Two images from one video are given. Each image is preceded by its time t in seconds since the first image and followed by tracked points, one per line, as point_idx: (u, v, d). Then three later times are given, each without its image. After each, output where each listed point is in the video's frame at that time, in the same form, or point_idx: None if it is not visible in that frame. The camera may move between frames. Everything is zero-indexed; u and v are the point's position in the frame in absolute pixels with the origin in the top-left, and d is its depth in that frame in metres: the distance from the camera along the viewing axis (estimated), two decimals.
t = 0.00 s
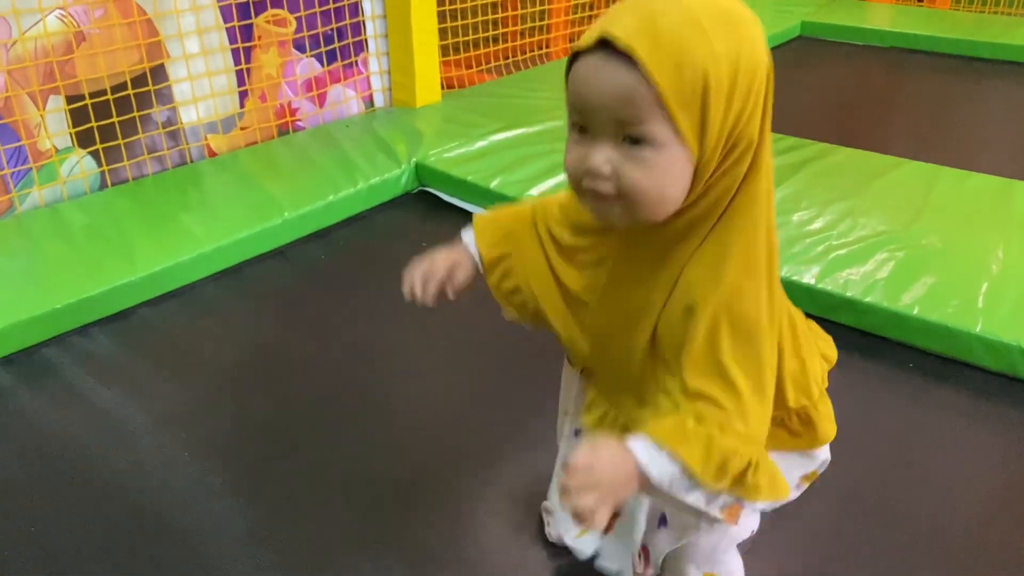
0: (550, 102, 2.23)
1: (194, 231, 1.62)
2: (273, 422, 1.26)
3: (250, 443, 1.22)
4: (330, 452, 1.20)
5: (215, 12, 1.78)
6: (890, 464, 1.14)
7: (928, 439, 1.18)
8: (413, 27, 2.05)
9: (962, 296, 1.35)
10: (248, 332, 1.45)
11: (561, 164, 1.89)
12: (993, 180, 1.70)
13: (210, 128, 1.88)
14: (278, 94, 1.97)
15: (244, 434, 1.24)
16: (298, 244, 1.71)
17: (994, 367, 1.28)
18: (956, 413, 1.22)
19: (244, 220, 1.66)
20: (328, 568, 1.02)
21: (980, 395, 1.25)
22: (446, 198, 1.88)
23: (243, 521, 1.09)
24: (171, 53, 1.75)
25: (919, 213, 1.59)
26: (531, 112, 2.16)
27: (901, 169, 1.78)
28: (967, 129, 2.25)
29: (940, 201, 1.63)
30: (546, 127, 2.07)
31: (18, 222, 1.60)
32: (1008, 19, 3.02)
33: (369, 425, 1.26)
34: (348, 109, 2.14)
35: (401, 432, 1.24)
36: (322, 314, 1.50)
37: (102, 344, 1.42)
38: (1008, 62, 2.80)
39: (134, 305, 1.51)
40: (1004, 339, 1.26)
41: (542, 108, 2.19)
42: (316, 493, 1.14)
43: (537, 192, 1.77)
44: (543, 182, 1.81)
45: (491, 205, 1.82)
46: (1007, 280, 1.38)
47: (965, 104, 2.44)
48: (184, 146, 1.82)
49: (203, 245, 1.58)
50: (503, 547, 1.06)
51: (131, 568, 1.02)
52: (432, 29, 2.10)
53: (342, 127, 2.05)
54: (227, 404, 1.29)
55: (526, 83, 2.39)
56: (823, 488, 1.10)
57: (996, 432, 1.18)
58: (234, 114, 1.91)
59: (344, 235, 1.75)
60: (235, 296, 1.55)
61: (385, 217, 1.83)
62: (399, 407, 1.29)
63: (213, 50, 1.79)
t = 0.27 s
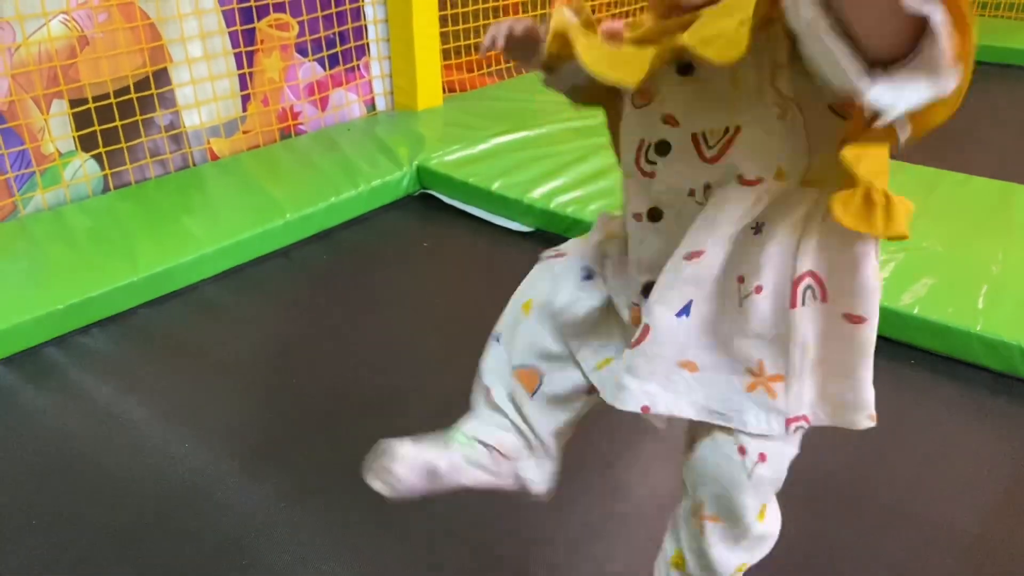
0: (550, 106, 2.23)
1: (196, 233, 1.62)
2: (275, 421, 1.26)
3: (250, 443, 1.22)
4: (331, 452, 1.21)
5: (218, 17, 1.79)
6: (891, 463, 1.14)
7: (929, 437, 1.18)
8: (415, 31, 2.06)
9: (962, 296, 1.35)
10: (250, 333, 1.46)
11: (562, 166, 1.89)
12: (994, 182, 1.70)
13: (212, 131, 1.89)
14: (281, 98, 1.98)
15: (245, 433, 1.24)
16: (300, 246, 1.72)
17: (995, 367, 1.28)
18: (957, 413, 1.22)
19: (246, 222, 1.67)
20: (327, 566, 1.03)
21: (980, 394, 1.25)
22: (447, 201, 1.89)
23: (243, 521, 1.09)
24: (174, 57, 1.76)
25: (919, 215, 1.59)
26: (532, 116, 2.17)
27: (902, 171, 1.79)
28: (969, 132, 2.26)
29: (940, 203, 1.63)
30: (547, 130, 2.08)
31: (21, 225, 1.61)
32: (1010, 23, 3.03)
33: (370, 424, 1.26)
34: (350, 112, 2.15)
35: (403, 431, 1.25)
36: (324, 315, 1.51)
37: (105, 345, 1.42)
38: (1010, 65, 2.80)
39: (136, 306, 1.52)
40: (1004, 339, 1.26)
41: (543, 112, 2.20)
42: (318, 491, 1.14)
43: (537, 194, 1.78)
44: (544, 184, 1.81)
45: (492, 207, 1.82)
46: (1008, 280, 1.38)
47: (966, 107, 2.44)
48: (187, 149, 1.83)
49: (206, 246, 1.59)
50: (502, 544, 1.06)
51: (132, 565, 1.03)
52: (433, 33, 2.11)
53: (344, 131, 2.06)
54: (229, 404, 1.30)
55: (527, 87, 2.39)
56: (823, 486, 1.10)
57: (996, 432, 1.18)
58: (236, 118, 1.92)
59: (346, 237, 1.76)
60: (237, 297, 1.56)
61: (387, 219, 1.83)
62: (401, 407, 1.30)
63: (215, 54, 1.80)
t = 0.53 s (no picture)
0: (548, 108, 2.24)
1: (195, 235, 1.62)
2: (273, 425, 1.27)
3: (248, 447, 1.23)
4: (329, 456, 1.21)
5: (217, 18, 1.79)
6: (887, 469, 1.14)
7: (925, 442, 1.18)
8: (413, 32, 2.06)
9: (958, 302, 1.36)
10: (248, 336, 1.46)
11: (560, 168, 1.89)
12: (990, 185, 1.71)
13: (211, 132, 1.89)
14: (279, 99, 1.98)
15: (244, 438, 1.24)
16: (298, 248, 1.72)
17: (990, 373, 1.29)
18: (953, 418, 1.22)
19: (244, 224, 1.67)
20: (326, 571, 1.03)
21: (976, 400, 1.26)
22: (446, 203, 1.89)
23: (241, 525, 1.09)
24: (172, 58, 1.76)
25: (916, 219, 1.60)
26: (530, 117, 2.17)
27: (898, 174, 1.79)
28: (966, 134, 2.26)
29: (937, 207, 1.64)
30: (545, 132, 2.08)
31: (20, 227, 1.61)
32: (1008, 24, 3.03)
33: (368, 428, 1.27)
34: (349, 113, 2.15)
35: (401, 435, 1.25)
36: (322, 318, 1.51)
37: (103, 348, 1.43)
38: (1007, 66, 2.80)
39: (135, 308, 1.52)
40: (1000, 345, 1.26)
41: (541, 113, 2.20)
42: (316, 495, 1.14)
43: (536, 197, 1.78)
44: (542, 186, 1.82)
45: (490, 209, 1.83)
46: (1003, 285, 1.39)
47: (964, 109, 2.45)
48: (185, 151, 1.83)
49: (204, 249, 1.59)
50: (497, 550, 1.07)
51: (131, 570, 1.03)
52: (432, 34, 2.11)
53: (343, 132, 2.06)
54: (227, 408, 1.30)
55: (525, 88, 2.40)
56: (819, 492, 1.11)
57: (991, 436, 1.19)
58: (235, 119, 1.92)
59: (345, 239, 1.76)
60: (235, 300, 1.56)
61: (386, 221, 1.84)
62: (399, 411, 1.30)
63: (214, 56, 1.80)
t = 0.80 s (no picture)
0: (548, 104, 2.23)
1: (192, 230, 1.62)
2: (269, 418, 1.27)
3: (243, 439, 1.22)
4: (325, 448, 1.21)
5: (215, 14, 1.80)
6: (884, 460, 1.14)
7: (922, 435, 1.18)
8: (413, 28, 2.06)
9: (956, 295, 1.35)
10: (245, 329, 1.46)
11: (559, 165, 1.89)
12: (989, 182, 1.71)
13: (209, 128, 1.89)
14: (278, 95, 1.98)
15: (240, 430, 1.24)
16: (296, 243, 1.72)
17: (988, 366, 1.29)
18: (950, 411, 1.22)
19: (242, 219, 1.67)
20: (319, 562, 1.03)
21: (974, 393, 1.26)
22: (444, 198, 1.89)
23: (235, 517, 1.09)
24: (171, 54, 1.76)
25: (915, 215, 1.60)
26: (530, 114, 2.17)
27: (898, 170, 1.79)
28: (966, 131, 2.26)
29: (936, 202, 1.64)
30: (544, 128, 2.08)
31: (18, 222, 1.61)
32: (1008, 22, 3.03)
33: (364, 420, 1.26)
34: (348, 110, 2.15)
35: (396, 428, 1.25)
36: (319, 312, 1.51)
37: (100, 341, 1.43)
38: (1007, 65, 2.80)
39: (132, 302, 1.52)
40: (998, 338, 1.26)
41: (540, 110, 2.20)
42: (312, 487, 1.14)
43: (534, 192, 1.78)
44: (540, 182, 1.81)
45: (488, 205, 1.82)
46: (1002, 280, 1.38)
47: (964, 106, 2.45)
48: (183, 147, 1.83)
49: (201, 243, 1.59)
50: (492, 542, 1.06)
51: (125, 560, 1.03)
52: (431, 31, 2.11)
53: (341, 128, 2.06)
54: (223, 400, 1.30)
55: (524, 85, 2.40)
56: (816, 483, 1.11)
57: (988, 429, 1.19)
58: (233, 115, 1.92)
59: (343, 234, 1.76)
60: (233, 293, 1.56)
61: (384, 216, 1.84)
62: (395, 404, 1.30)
63: (212, 51, 1.80)
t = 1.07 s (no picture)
0: (549, 98, 2.23)
1: (192, 224, 1.62)
2: (269, 413, 1.27)
3: (243, 436, 1.23)
4: (326, 444, 1.21)
5: (216, 6, 1.78)
6: (883, 460, 1.14)
7: (921, 434, 1.19)
8: (414, 21, 2.05)
9: (958, 293, 1.35)
10: (246, 323, 1.46)
11: (559, 159, 1.89)
12: (991, 178, 1.70)
13: (209, 120, 1.88)
14: (278, 87, 1.97)
15: (240, 425, 1.24)
16: (296, 237, 1.72)
17: (988, 365, 1.29)
18: (950, 410, 1.23)
19: (242, 212, 1.67)
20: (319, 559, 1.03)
21: (974, 391, 1.26)
22: (445, 192, 1.89)
23: (235, 514, 1.10)
24: (171, 46, 1.76)
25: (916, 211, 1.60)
26: (531, 107, 2.16)
27: (900, 166, 1.78)
28: (968, 126, 2.25)
29: (938, 199, 1.63)
30: (546, 122, 2.08)
31: (17, 214, 1.61)
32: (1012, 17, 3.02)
33: (364, 416, 1.27)
34: (348, 102, 2.15)
35: (397, 424, 1.25)
36: (319, 306, 1.51)
37: (100, 335, 1.43)
38: (1010, 60, 2.79)
39: (131, 296, 1.52)
40: (999, 337, 1.26)
41: (542, 103, 2.19)
42: (312, 483, 1.15)
43: (534, 186, 1.77)
44: (541, 176, 1.81)
45: (489, 199, 1.82)
46: (1003, 278, 1.38)
47: (966, 101, 2.44)
48: (183, 139, 1.82)
49: (201, 237, 1.59)
50: (491, 541, 1.07)
51: (126, 556, 1.03)
52: (432, 23, 2.10)
53: (342, 121, 2.05)
54: (223, 395, 1.30)
55: (525, 78, 2.39)
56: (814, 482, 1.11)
57: (986, 428, 1.19)
58: (233, 107, 1.91)
59: (343, 228, 1.76)
60: (233, 287, 1.56)
61: (384, 210, 1.83)
62: (395, 400, 1.30)
63: (212, 43, 1.79)
